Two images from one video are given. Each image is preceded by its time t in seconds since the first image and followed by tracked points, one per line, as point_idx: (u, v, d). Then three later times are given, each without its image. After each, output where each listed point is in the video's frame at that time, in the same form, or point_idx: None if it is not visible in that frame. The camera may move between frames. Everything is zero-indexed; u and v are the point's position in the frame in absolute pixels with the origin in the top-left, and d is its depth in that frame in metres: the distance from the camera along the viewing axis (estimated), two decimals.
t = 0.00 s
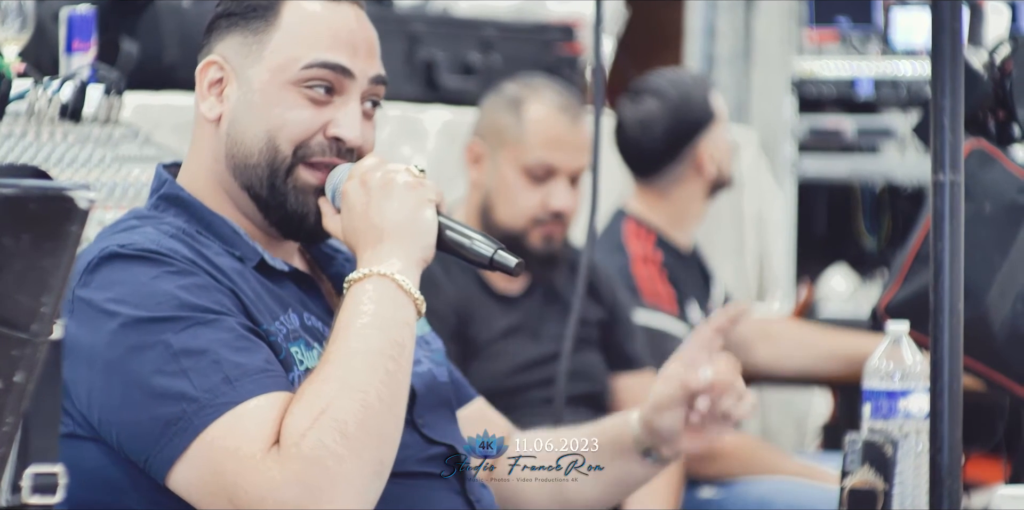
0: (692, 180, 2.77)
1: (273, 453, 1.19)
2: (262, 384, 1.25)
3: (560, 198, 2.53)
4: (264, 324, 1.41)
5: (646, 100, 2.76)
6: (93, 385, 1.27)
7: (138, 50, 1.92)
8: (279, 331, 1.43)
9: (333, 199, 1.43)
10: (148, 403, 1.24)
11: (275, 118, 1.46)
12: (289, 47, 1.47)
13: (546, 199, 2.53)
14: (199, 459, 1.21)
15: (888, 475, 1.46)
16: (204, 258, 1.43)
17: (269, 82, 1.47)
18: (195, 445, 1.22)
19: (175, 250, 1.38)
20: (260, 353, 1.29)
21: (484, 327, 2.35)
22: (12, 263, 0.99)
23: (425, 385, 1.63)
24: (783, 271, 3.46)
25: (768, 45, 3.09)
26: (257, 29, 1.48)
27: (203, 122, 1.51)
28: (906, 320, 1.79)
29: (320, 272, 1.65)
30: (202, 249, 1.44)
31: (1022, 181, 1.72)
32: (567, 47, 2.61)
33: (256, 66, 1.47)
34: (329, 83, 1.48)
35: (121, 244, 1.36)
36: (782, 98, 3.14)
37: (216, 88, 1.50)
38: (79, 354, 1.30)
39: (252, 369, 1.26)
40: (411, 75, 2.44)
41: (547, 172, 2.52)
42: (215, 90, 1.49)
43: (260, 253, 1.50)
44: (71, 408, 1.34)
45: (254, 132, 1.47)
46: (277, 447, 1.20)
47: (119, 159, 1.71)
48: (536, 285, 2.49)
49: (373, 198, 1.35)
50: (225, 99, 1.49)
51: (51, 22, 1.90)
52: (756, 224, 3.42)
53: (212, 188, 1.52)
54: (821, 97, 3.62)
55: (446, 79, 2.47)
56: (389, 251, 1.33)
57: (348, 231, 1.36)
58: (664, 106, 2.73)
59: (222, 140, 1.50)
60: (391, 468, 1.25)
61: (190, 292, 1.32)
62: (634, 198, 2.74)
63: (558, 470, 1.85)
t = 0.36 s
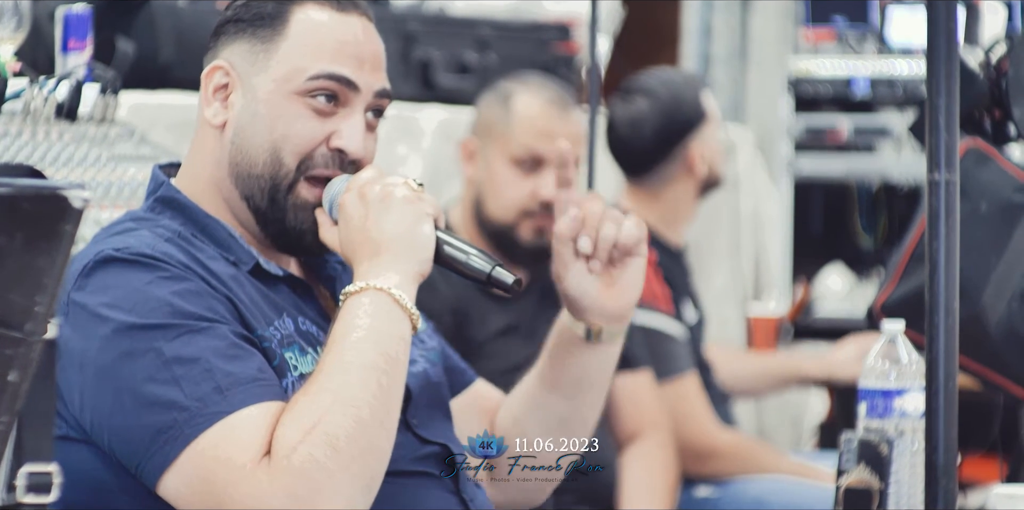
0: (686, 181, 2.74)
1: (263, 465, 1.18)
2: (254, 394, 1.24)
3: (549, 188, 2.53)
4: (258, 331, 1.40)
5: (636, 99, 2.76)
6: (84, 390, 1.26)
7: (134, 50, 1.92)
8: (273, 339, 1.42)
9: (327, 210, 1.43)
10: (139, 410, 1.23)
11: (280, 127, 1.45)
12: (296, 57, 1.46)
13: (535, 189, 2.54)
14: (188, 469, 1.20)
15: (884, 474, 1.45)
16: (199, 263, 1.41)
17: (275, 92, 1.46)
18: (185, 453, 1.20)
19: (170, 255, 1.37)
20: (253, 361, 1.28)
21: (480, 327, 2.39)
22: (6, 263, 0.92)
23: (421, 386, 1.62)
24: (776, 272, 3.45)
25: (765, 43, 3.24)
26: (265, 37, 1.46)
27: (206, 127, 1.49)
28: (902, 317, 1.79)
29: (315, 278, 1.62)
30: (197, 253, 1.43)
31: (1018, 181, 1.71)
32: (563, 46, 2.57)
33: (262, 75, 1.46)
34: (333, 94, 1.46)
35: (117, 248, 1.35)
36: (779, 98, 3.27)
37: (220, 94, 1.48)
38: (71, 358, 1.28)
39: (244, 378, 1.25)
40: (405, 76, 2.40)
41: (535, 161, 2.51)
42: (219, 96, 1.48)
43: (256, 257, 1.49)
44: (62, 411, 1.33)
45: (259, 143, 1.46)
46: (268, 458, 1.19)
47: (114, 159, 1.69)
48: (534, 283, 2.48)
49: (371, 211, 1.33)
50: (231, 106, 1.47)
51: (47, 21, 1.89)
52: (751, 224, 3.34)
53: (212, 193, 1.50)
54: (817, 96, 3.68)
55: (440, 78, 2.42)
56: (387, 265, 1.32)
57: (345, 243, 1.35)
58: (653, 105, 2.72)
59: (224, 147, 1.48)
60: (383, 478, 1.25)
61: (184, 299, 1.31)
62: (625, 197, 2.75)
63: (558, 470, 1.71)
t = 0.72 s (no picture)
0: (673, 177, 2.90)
1: (263, 439, 1.17)
2: (254, 374, 1.23)
3: (538, 178, 2.59)
4: (258, 322, 1.40)
5: (624, 97, 2.91)
6: (87, 379, 1.26)
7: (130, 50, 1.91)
8: (274, 332, 1.41)
9: (326, 195, 1.42)
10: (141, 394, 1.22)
11: (261, 122, 1.44)
12: (269, 48, 1.44)
13: (524, 177, 2.58)
14: (190, 451, 1.19)
15: (880, 474, 1.45)
16: (198, 255, 1.41)
17: (252, 85, 1.44)
18: (187, 435, 1.19)
19: (169, 246, 1.37)
20: (252, 346, 1.27)
21: (474, 325, 2.39)
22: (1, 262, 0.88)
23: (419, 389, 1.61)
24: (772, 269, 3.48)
25: (762, 42, 3.37)
26: (237, 32, 1.46)
27: (191, 129, 1.50)
28: (899, 319, 1.79)
29: (320, 273, 1.64)
30: (196, 246, 1.42)
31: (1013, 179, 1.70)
32: (560, 45, 2.51)
33: (239, 69, 1.45)
34: (310, 82, 1.44)
35: (117, 240, 1.34)
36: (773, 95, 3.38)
37: (201, 92, 1.48)
38: (75, 348, 1.28)
39: (244, 359, 1.23)
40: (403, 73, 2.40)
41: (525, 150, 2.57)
42: (200, 94, 1.48)
43: (255, 255, 1.48)
44: (61, 405, 1.32)
45: (244, 137, 1.45)
46: (268, 433, 1.17)
47: (111, 157, 1.71)
48: (532, 279, 2.52)
49: (368, 187, 1.35)
50: (212, 104, 1.47)
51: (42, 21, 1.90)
52: (750, 224, 3.31)
53: (207, 189, 1.50)
54: (813, 95, 3.84)
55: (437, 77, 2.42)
56: (384, 240, 1.33)
57: (343, 224, 1.36)
58: (641, 103, 2.86)
59: (210, 144, 1.48)
60: (385, 456, 1.24)
61: (184, 286, 1.30)
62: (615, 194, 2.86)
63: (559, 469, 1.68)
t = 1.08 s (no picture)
0: (670, 176, 2.91)
1: (271, 449, 1.14)
2: (260, 383, 1.20)
3: (539, 176, 2.58)
4: (260, 328, 1.37)
5: (621, 96, 2.92)
6: (88, 384, 1.23)
7: (125, 49, 1.91)
8: (276, 337, 1.39)
9: (326, 206, 1.41)
10: (146, 400, 1.19)
11: (268, 127, 1.42)
12: (281, 55, 1.44)
13: (525, 177, 2.57)
14: (195, 459, 1.16)
15: (877, 473, 1.45)
16: (201, 259, 1.39)
17: (262, 90, 1.43)
18: (191, 442, 1.17)
19: (173, 251, 1.34)
20: (257, 353, 1.25)
21: (471, 325, 2.40)
22: None
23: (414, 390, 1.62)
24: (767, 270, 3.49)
25: (758, 42, 3.40)
26: (249, 35, 1.45)
27: (196, 130, 1.48)
28: (894, 316, 1.78)
29: (315, 277, 1.63)
30: (199, 250, 1.40)
31: (1010, 178, 1.69)
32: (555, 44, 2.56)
33: (249, 73, 1.44)
34: (320, 91, 1.43)
35: (120, 242, 1.32)
36: (771, 97, 3.42)
37: (206, 92, 1.47)
38: (76, 352, 1.26)
39: (249, 367, 1.21)
40: (399, 71, 2.44)
41: (524, 149, 2.55)
42: (206, 93, 1.46)
43: (255, 259, 1.46)
44: (60, 407, 1.29)
45: (248, 141, 1.44)
46: (275, 443, 1.15)
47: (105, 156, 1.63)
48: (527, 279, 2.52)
49: (371, 199, 1.32)
50: (218, 106, 1.46)
51: (37, 20, 1.89)
52: (745, 222, 3.28)
53: (205, 192, 1.49)
54: (810, 94, 3.90)
55: (434, 77, 2.46)
56: (388, 251, 1.30)
57: (345, 236, 1.33)
58: (638, 101, 2.88)
59: (213, 146, 1.46)
60: (389, 465, 1.21)
61: (187, 292, 1.28)
62: (615, 194, 2.86)
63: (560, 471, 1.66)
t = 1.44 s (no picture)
0: (667, 176, 2.92)
1: (274, 453, 1.13)
2: (262, 386, 1.19)
3: (537, 175, 2.59)
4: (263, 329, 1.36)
5: (622, 95, 2.91)
6: (89, 382, 1.22)
7: (122, 48, 1.90)
8: (278, 339, 1.38)
9: (331, 212, 1.39)
10: (146, 400, 1.18)
11: (280, 133, 1.39)
12: (298, 63, 1.40)
13: (524, 176, 2.58)
14: (194, 460, 1.15)
15: (872, 471, 1.45)
16: (204, 259, 1.37)
17: (275, 96, 1.40)
18: (191, 444, 1.16)
19: (176, 250, 1.33)
20: (259, 355, 1.23)
21: (467, 325, 2.40)
22: None
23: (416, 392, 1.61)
24: (764, 267, 3.49)
25: (754, 40, 3.39)
26: (268, 41, 1.41)
27: (206, 130, 1.45)
28: (890, 315, 1.78)
29: (316, 279, 1.59)
30: (203, 250, 1.38)
31: (1005, 178, 1.70)
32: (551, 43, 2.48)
33: (265, 78, 1.40)
34: (335, 102, 1.40)
35: (124, 241, 1.30)
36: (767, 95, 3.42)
37: (224, 94, 1.43)
38: (77, 350, 1.24)
39: (252, 369, 1.20)
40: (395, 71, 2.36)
41: (520, 148, 2.56)
42: (223, 96, 1.43)
43: (259, 261, 1.43)
44: (60, 403, 1.28)
45: (259, 146, 1.40)
46: (277, 448, 1.14)
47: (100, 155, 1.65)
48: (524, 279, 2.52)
49: (378, 206, 1.30)
50: (231, 108, 1.42)
51: (35, 20, 1.90)
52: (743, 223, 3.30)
53: (213, 193, 1.45)
54: (805, 93, 3.93)
55: (428, 75, 2.40)
56: (393, 258, 1.28)
57: (350, 241, 1.32)
58: (638, 100, 2.88)
59: (224, 150, 1.43)
60: (390, 470, 1.20)
61: (191, 292, 1.27)
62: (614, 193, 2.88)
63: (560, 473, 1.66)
